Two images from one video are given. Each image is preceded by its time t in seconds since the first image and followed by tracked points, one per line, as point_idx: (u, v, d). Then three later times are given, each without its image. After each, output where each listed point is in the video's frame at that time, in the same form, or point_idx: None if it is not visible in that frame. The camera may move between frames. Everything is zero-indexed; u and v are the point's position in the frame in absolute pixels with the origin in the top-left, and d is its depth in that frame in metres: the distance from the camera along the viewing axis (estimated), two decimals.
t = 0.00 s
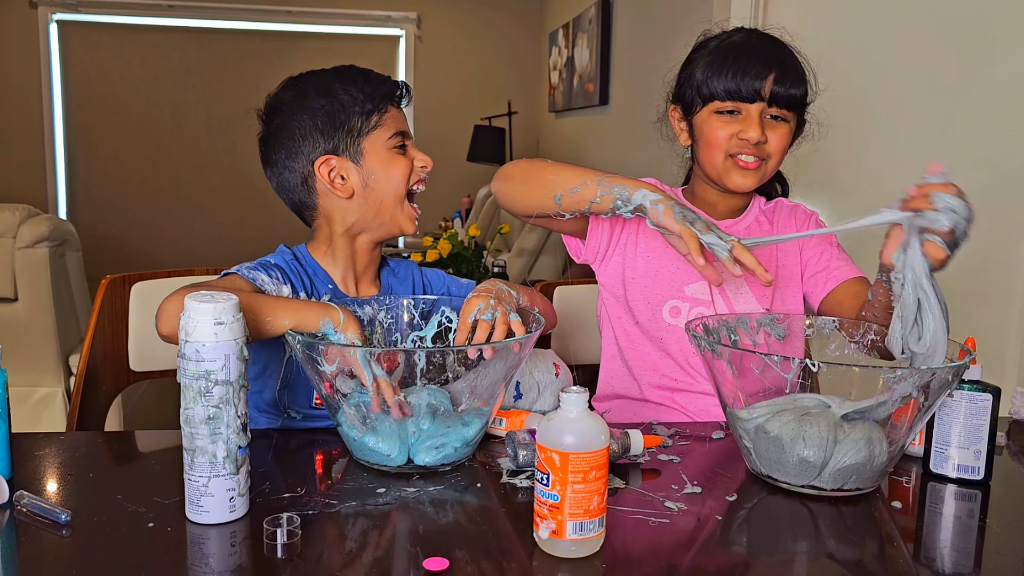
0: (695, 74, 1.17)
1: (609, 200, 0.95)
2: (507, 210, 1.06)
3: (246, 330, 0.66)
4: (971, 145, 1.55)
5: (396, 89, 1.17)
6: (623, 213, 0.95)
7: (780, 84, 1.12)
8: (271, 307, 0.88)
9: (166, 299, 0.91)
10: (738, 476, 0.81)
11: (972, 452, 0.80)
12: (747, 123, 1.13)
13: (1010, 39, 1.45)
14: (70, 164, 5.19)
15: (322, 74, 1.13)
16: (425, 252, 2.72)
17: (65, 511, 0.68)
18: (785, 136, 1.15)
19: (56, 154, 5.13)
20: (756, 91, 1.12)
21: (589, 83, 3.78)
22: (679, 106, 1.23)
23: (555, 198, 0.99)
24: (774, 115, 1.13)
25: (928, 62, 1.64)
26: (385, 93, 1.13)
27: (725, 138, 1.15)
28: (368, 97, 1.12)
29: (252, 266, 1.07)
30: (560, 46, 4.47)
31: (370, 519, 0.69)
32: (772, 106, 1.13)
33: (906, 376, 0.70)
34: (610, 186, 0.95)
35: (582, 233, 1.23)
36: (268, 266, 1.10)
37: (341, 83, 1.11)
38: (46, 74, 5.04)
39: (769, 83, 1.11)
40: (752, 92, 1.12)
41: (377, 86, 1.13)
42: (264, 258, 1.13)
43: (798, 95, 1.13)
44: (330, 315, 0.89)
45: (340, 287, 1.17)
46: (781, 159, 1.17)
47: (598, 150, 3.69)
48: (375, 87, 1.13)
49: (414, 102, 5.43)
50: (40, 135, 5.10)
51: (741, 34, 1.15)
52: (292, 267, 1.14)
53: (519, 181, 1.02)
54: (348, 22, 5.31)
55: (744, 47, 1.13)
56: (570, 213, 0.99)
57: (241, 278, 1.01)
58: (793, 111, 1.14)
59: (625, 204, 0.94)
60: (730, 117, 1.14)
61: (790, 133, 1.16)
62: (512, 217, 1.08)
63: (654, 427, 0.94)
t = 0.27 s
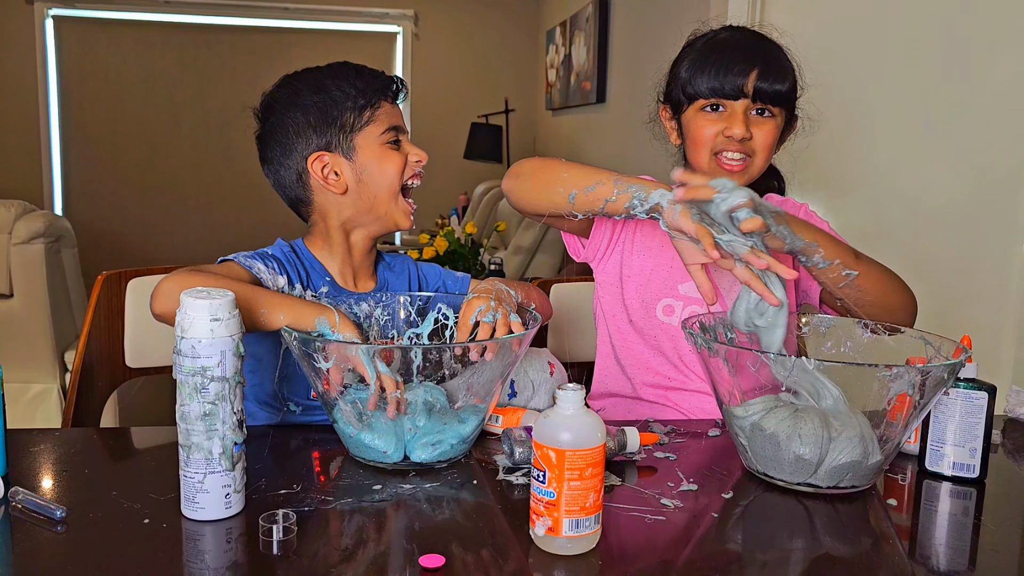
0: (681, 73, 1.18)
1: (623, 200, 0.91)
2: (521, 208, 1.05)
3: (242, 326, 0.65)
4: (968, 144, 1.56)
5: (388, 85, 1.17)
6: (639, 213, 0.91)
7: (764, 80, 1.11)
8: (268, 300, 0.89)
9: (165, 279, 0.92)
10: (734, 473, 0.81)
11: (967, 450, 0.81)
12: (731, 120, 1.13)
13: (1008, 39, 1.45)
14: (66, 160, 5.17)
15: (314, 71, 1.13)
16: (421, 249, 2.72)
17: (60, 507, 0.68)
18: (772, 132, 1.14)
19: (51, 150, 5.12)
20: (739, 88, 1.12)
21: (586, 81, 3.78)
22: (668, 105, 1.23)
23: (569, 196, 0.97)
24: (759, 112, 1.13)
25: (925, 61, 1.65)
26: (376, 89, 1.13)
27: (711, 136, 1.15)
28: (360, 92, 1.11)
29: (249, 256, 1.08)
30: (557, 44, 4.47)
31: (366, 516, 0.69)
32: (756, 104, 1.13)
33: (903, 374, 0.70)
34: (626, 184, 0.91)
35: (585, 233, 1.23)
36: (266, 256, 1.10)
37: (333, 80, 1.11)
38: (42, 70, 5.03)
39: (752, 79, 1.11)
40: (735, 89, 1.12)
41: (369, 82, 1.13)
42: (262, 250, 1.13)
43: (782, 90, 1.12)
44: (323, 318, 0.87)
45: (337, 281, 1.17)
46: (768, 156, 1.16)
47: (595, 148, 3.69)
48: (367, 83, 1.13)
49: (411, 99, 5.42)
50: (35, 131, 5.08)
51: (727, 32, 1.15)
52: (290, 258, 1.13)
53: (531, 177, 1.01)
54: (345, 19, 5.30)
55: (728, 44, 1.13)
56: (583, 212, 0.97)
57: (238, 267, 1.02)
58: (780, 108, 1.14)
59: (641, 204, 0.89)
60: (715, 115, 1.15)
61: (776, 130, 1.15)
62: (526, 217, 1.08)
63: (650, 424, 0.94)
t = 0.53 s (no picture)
0: (666, 74, 1.18)
1: (638, 207, 0.91)
2: (532, 217, 1.06)
3: (242, 324, 0.65)
4: (967, 143, 1.55)
5: (388, 84, 1.16)
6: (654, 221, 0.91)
7: (746, 79, 1.10)
8: (270, 295, 0.89)
9: (171, 266, 0.91)
10: (733, 472, 0.81)
11: (966, 449, 0.81)
12: (715, 122, 1.13)
13: (1008, 37, 1.45)
14: (66, 158, 5.17)
15: (313, 68, 1.12)
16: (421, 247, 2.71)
17: (60, 505, 0.68)
18: (757, 132, 1.14)
19: (51, 147, 5.12)
20: (721, 90, 1.12)
21: (586, 79, 3.78)
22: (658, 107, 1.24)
23: (580, 205, 0.97)
24: (743, 112, 1.13)
25: (926, 59, 1.64)
26: (376, 88, 1.13)
27: (698, 138, 1.15)
28: (360, 92, 1.11)
29: (247, 250, 1.08)
30: (557, 42, 4.47)
31: (366, 515, 0.69)
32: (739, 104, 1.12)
33: (903, 373, 0.70)
34: (640, 191, 0.92)
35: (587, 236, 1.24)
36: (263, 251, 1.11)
37: (332, 78, 1.11)
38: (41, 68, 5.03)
39: (733, 79, 1.11)
40: (716, 90, 1.12)
41: (369, 81, 1.12)
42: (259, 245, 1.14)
43: (765, 89, 1.11)
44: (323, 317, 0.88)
45: (334, 276, 1.17)
46: (755, 155, 1.16)
47: (595, 147, 3.69)
48: (367, 82, 1.12)
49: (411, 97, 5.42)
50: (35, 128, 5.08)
51: (714, 31, 1.15)
52: (287, 254, 1.14)
53: (540, 185, 1.02)
54: (345, 16, 5.30)
55: (711, 44, 1.13)
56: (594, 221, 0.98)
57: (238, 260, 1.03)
58: (766, 106, 1.13)
59: (657, 211, 0.90)
60: (701, 117, 1.15)
61: (763, 129, 1.15)
62: (532, 223, 1.08)
63: (650, 423, 0.94)
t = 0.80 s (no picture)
0: (662, 75, 1.18)
1: (640, 208, 0.91)
2: (533, 219, 1.06)
3: (243, 323, 0.65)
4: (969, 142, 1.55)
5: (387, 88, 1.16)
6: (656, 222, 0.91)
7: (741, 79, 1.10)
8: (271, 295, 0.89)
9: (171, 273, 0.91)
10: (733, 472, 0.81)
11: (967, 449, 0.81)
12: (712, 122, 1.13)
13: (1009, 37, 1.45)
14: (67, 156, 5.17)
15: (311, 70, 1.12)
16: (421, 246, 2.71)
17: (60, 503, 0.68)
18: (755, 131, 1.14)
19: (52, 146, 5.12)
20: (715, 90, 1.11)
21: (587, 79, 3.78)
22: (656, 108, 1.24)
23: (581, 207, 0.97)
24: (739, 112, 1.13)
25: (927, 59, 1.64)
26: (375, 92, 1.13)
27: (695, 138, 1.15)
28: (359, 96, 1.11)
29: (246, 254, 1.08)
30: (558, 41, 4.46)
31: (366, 514, 0.69)
32: (735, 104, 1.12)
33: (903, 373, 0.70)
34: (641, 192, 0.91)
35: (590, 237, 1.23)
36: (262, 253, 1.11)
37: (331, 82, 1.11)
38: (42, 66, 5.03)
39: (728, 79, 1.10)
40: (711, 91, 1.12)
41: (368, 85, 1.12)
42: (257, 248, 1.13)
43: (761, 87, 1.10)
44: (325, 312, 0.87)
45: (333, 275, 1.18)
46: (753, 154, 1.15)
47: (595, 146, 3.69)
48: (365, 86, 1.12)
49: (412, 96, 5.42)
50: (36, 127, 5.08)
51: (710, 31, 1.15)
52: (286, 255, 1.14)
53: (542, 188, 1.02)
54: (346, 16, 5.30)
55: (705, 44, 1.13)
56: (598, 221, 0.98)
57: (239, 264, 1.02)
58: (762, 106, 1.13)
59: (658, 211, 0.90)
60: (698, 117, 1.15)
61: (760, 128, 1.14)
62: (535, 228, 1.08)
63: (650, 422, 0.94)
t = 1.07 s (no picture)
0: (664, 76, 1.18)
1: (640, 203, 0.91)
2: (533, 217, 1.06)
3: (244, 322, 0.66)
4: (970, 143, 1.55)
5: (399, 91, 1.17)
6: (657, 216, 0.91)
7: (742, 80, 1.10)
8: (274, 296, 0.87)
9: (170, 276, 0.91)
10: (734, 472, 0.81)
11: (967, 449, 0.81)
12: (712, 124, 1.13)
13: (1010, 37, 1.45)
14: (68, 155, 5.17)
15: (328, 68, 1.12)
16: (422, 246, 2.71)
17: (61, 502, 0.68)
18: (755, 133, 1.14)
19: (54, 145, 5.12)
20: (716, 91, 1.11)
21: (587, 78, 3.78)
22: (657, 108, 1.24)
23: (583, 204, 0.98)
24: (740, 114, 1.13)
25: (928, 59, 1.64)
26: (389, 94, 1.13)
27: (696, 139, 1.15)
28: (373, 97, 1.11)
29: (249, 252, 1.08)
30: (559, 41, 4.46)
31: (367, 513, 0.69)
32: (736, 106, 1.12)
33: (904, 373, 0.70)
34: (641, 188, 0.91)
35: (590, 236, 1.24)
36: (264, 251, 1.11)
37: (346, 81, 1.11)
38: (44, 65, 5.03)
39: (729, 81, 1.10)
40: (712, 92, 1.12)
41: (383, 87, 1.13)
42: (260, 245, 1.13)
43: (761, 89, 1.10)
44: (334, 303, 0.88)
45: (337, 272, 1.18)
46: (754, 156, 1.15)
47: (596, 146, 3.69)
48: (381, 87, 1.12)
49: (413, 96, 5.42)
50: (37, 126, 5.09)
51: (712, 32, 1.15)
52: (288, 252, 1.14)
53: (543, 187, 1.02)
54: (347, 15, 5.30)
55: (707, 46, 1.13)
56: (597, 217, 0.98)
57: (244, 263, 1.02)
58: (763, 108, 1.13)
59: (659, 206, 0.90)
60: (698, 118, 1.15)
61: (761, 129, 1.14)
62: (537, 227, 1.09)
63: (651, 421, 0.94)
